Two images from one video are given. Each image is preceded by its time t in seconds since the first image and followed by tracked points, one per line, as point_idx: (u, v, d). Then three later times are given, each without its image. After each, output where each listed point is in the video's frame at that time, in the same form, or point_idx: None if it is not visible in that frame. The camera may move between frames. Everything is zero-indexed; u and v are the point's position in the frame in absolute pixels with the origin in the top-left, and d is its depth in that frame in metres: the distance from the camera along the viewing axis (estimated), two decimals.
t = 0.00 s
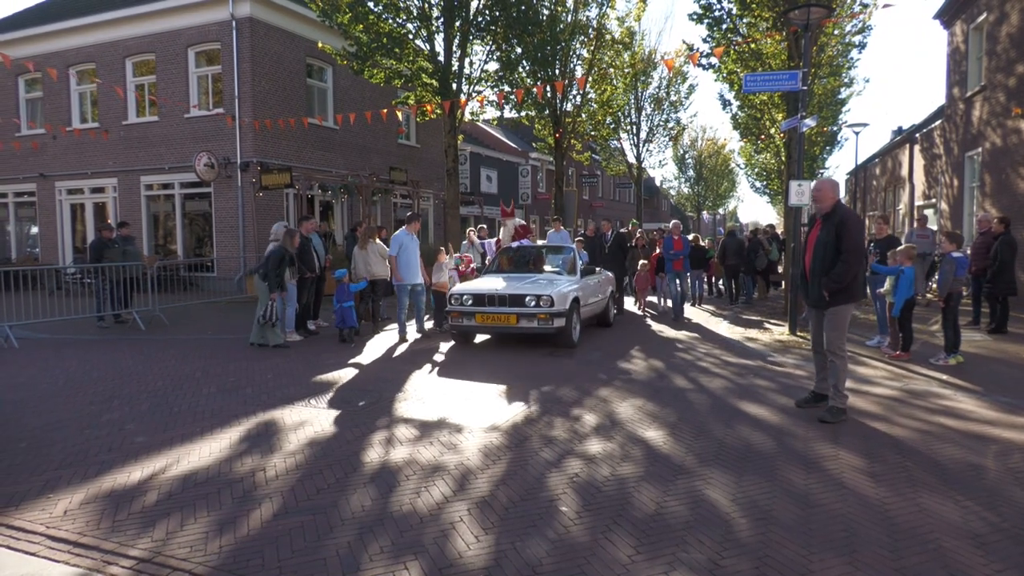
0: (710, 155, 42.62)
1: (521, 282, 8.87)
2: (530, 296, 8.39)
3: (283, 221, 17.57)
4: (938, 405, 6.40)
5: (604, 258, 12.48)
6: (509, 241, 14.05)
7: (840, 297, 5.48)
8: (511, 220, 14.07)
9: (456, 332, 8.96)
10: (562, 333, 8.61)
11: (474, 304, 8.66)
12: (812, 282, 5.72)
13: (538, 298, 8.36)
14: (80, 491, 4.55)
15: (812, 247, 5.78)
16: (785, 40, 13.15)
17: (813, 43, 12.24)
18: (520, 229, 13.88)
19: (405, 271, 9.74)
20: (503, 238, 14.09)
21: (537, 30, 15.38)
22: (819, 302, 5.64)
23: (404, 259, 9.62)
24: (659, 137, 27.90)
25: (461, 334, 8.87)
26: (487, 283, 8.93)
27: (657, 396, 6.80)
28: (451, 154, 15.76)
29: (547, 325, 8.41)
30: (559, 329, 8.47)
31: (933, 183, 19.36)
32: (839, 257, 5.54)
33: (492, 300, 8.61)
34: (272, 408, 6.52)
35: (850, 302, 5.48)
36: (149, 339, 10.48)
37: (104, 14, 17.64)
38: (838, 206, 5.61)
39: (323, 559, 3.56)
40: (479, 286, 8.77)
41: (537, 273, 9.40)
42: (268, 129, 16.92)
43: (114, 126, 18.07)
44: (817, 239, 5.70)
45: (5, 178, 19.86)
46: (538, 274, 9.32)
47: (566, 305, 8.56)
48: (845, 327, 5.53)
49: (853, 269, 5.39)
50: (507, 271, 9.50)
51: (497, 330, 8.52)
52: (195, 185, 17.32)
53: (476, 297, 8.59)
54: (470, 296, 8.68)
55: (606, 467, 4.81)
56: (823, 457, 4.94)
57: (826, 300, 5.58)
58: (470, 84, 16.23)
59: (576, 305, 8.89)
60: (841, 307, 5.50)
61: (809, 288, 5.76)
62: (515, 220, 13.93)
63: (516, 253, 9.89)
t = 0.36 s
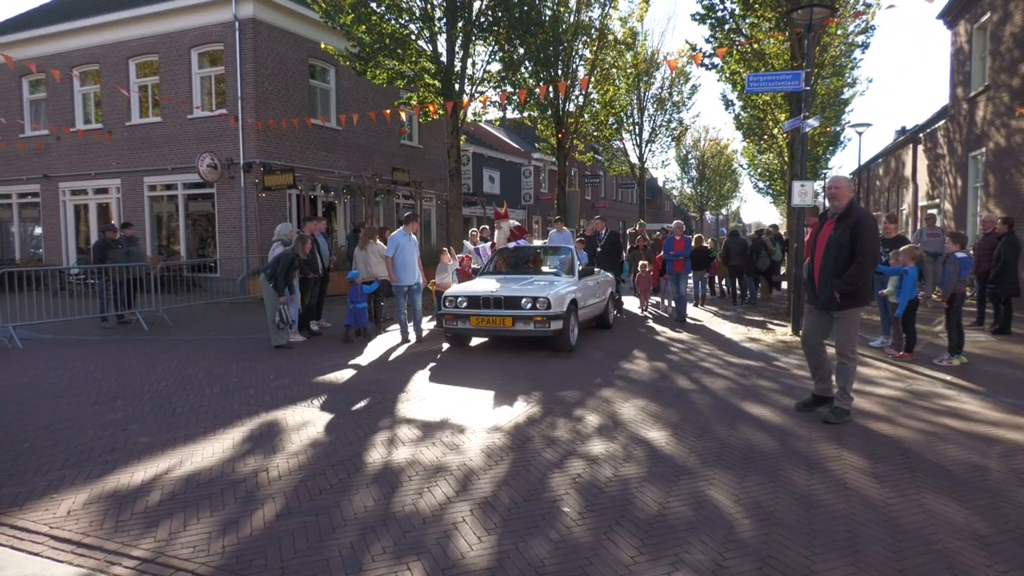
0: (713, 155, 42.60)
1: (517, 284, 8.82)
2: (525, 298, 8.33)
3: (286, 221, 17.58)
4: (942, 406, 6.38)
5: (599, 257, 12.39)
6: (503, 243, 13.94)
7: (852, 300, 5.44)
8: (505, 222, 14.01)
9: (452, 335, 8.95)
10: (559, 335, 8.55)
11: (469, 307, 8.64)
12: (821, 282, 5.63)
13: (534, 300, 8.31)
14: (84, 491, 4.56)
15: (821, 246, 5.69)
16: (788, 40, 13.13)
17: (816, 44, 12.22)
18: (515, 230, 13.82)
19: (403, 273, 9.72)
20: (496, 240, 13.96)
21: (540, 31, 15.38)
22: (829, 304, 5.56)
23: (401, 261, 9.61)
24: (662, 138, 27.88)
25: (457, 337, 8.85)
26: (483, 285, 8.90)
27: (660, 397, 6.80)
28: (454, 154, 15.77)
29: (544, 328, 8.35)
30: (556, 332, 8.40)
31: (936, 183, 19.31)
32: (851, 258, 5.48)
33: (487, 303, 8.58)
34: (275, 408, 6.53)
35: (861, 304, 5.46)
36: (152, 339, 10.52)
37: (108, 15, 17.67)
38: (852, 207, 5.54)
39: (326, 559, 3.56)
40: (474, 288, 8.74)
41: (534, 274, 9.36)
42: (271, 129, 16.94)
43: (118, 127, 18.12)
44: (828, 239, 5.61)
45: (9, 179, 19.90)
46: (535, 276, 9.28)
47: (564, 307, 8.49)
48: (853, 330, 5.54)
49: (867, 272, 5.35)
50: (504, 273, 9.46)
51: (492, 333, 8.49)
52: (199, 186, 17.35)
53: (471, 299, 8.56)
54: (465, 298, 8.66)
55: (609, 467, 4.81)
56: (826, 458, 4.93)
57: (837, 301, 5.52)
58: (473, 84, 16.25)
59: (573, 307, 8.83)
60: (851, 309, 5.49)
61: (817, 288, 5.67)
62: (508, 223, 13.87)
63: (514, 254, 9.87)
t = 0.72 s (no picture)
0: (716, 156, 42.58)
1: (514, 286, 8.76)
2: (521, 300, 8.28)
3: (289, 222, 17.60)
4: (945, 407, 6.37)
5: (597, 257, 12.32)
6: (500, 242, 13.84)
7: (862, 304, 5.39)
8: (502, 220, 13.92)
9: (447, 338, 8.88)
10: (556, 338, 8.49)
11: (464, 309, 8.58)
12: (828, 286, 5.49)
13: (530, 302, 8.26)
14: (87, 490, 4.57)
15: (824, 249, 5.56)
16: (790, 40, 13.12)
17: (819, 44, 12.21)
18: (512, 229, 13.72)
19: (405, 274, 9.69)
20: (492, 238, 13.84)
21: (542, 31, 15.37)
22: (838, 308, 5.44)
23: (403, 261, 9.57)
24: (664, 138, 27.87)
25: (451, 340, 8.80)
26: (478, 287, 8.83)
27: (661, 397, 6.79)
28: (456, 155, 15.77)
29: (540, 331, 8.29)
30: (553, 335, 8.34)
31: (939, 183, 19.28)
32: (860, 261, 5.40)
33: (482, 305, 8.51)
34: (277, 409, 6.54)
35: (868, 308, 5.43)
36: (155, 339, 10.54)
37: (111, 16, 17.70)
38: (856, 208, 5.48)
39: (328, 559, 3.56)
40: (469, 290, 8.68)
41: (531, 276, 9.31)
42: (274, 130, 16.97)
43: (121, 128, 18.16)
44: (834, 242, 5.50)
45: (13, 179, 19.93)
46: (532, 278, 9.22)
47: (560, 310, 8.43)
48: (859, 332, 5.50)
49: (878, 275, 5.32)
50: (501, 274, 9.42)
51: (487, 336, 8.44)
52: (202, 187, 17.37)
53: (466, 301, 8.51)
54: (460, 300, 8.59)
55: (611, 468, 4.80)
56: (829, 459, 4.92)
57: (847, 306, 5.42)
58: (475, 85, 16.26)
59: (570, 309, 8.77)
60: (860, 313, 5.44)
61: (823, 292, 5.53)
62: (507, 220, 13.77)
63: (511, 254, 9.83)
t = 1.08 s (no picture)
0: (721, 156, 42.53)
1: (514, 288, 8.68)
2: (521, 303, 8.19)
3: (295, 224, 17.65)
4: (952, 408, 6.34)
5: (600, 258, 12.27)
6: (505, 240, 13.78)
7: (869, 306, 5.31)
8: (508, 214, 13.86)
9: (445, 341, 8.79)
10: (556, 341, 8.40)
11: (462, 312, 8.48)
12: (834, 289, 5.35)
13: (530, 305, 8.17)
14: (95, 491, 4.59)
15: (825, 252, 5.46)
16: (796, 40, 13.10)
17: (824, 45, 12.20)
18: (517, 228, 13.66)
19: (408, 275, 9.73)
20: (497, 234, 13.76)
21: (547, 33, 15.39)
22: (846, 312, 5.31)
23: (406, 262, 9.57)
24: (669, 139, 27.85)
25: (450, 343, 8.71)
26: (477, 290, 8.75)
27: (667, 399, 6.78)
28: (462, 156, 15.79)
29: (540, 334, 8.22)
30: (553, 338, 8.26)
31: (946, 183, 19.21)
32: (864, 262, 5.33)
33: (481, 308, 8.42)
34: (283, 410, 6.55)
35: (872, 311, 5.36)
36: (162, 341, 10.58)
37: (118, 19, 17.79)
38: (854, 209, 5.42)
39: (334, 560, 3.57)
40: (467, 293, 8.59)
41: (531, 278, 9.24)
42: (279, 132, 17.02)
43: (128, 131, 18.24)
44: (836, 244, 5.41)
45: (20, 183, 20.03)
46: (533, 279, 9.15)
47: (561, 312, 8.35)
48: (865, 333, 5.43)
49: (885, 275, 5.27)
50: (501, 276, 9.37)
51: (485, 339, 8.35)
52: (208, 189, 17.44)
53: (464, 304, 8.42)
54: (459, 303, 8.49)
55: (617, 469, 4.80)
56: (836, 460, 4.90)
57: (854, 309, 5.31)
58: (480, 87, 16.28)
59: (571, 312, 8.69)
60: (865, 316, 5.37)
61: (828, 296, 5.40)
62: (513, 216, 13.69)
63: (511, 255, 9.77)
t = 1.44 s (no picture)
0: (730, 157, 42.44)
1: (517, 290, 8.61)
2: (523, 306, 8.13)
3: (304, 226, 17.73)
4: (965, 409, 6.29)
5: (606, 259, 12.22)
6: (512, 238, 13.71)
7: (875, 301, 5.18)
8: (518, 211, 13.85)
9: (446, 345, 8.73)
10: (560, 345, 8.33)
11: (463, 315, 8.43)
12: (839, 288, 5.20)
13: (533, 308, 8.11)
14: (107, 492, 4.62)
15: (826, 250, 5.29)
16: (805, 40, 13.05)
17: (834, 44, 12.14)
18: (525, 226, 13.61)
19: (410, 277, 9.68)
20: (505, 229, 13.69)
21: (555, 34, 15.41)
22: (854, 310, 5.17)
23: (408, 265, 9.54)
24: (678, 139, 27.80)
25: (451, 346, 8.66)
26: (478, 292, 8.70)
27: (676, 400, 6.76)
28: (470, 158, 15.81)
29: (542, 338, 8.16)
30: (556, 341, 8.20)
31: (958, 183, 19.09)
32: (867, 258, 5.19)
33: (482, 311, 8.36)
34: (293, 412, 6.57)
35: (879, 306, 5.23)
36: (172, 343, 10.63)
37: (128, 23, 17.93)
38: (850, 205, 5.27)
39: (344, 561, 3.58)
40: (468, 295, 8.54)
41: (535, 280, 9.18)
42: (289, 134, 17.10)
43: (138, 134, 18.36)
44: (837, 242, 5.23)
45: (33, 186, 20.19)
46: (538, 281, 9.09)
47: (564, 316, 8.29)
48: (873, 332, 5.26)
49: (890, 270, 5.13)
50: (505, 278, 9.32)
51: (487, 343, 8.30)
52: (218, 192, 17.53)
53: (465, 307, 8.36)
54: (459, 306, 8.44)
55: (626, 471, 4.79)
56: (846, 461, 4.88)
57: (862, 306, 5.17)
58: (488, 88, 16.30)
59: (575, 314, 8.61)
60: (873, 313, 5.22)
61: (834, 296, 5.26)
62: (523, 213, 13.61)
63: (515, 257, 9.71)
